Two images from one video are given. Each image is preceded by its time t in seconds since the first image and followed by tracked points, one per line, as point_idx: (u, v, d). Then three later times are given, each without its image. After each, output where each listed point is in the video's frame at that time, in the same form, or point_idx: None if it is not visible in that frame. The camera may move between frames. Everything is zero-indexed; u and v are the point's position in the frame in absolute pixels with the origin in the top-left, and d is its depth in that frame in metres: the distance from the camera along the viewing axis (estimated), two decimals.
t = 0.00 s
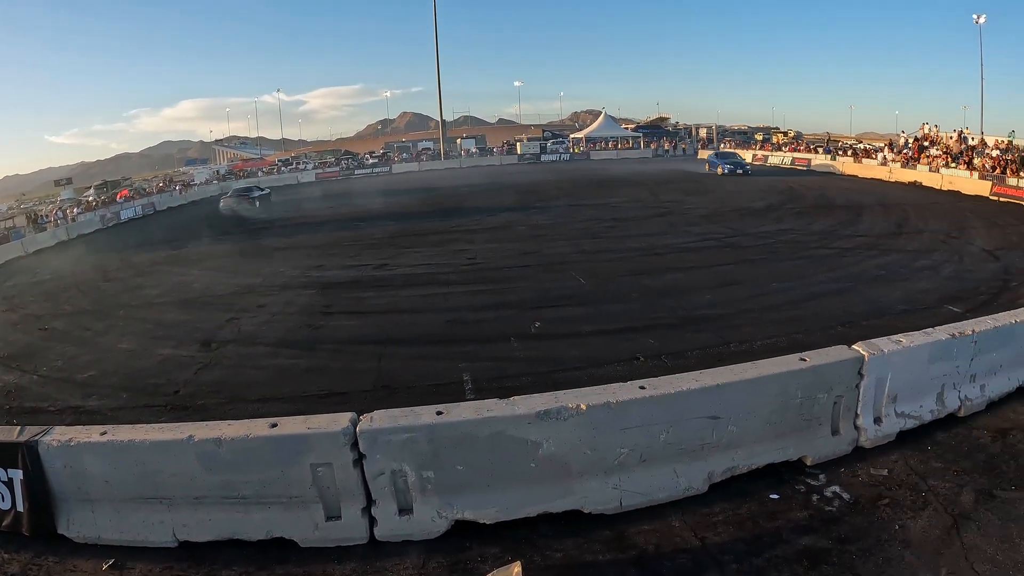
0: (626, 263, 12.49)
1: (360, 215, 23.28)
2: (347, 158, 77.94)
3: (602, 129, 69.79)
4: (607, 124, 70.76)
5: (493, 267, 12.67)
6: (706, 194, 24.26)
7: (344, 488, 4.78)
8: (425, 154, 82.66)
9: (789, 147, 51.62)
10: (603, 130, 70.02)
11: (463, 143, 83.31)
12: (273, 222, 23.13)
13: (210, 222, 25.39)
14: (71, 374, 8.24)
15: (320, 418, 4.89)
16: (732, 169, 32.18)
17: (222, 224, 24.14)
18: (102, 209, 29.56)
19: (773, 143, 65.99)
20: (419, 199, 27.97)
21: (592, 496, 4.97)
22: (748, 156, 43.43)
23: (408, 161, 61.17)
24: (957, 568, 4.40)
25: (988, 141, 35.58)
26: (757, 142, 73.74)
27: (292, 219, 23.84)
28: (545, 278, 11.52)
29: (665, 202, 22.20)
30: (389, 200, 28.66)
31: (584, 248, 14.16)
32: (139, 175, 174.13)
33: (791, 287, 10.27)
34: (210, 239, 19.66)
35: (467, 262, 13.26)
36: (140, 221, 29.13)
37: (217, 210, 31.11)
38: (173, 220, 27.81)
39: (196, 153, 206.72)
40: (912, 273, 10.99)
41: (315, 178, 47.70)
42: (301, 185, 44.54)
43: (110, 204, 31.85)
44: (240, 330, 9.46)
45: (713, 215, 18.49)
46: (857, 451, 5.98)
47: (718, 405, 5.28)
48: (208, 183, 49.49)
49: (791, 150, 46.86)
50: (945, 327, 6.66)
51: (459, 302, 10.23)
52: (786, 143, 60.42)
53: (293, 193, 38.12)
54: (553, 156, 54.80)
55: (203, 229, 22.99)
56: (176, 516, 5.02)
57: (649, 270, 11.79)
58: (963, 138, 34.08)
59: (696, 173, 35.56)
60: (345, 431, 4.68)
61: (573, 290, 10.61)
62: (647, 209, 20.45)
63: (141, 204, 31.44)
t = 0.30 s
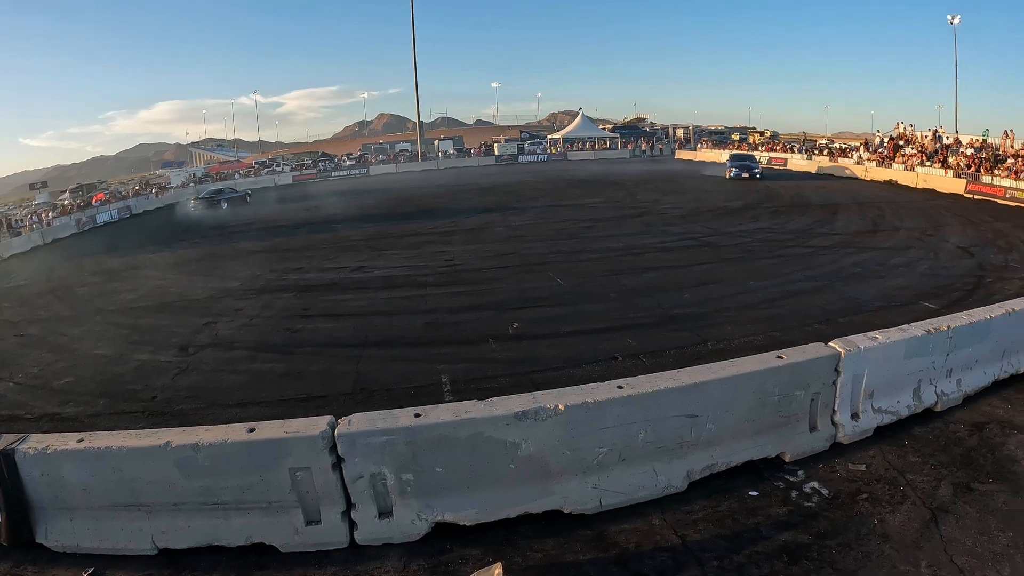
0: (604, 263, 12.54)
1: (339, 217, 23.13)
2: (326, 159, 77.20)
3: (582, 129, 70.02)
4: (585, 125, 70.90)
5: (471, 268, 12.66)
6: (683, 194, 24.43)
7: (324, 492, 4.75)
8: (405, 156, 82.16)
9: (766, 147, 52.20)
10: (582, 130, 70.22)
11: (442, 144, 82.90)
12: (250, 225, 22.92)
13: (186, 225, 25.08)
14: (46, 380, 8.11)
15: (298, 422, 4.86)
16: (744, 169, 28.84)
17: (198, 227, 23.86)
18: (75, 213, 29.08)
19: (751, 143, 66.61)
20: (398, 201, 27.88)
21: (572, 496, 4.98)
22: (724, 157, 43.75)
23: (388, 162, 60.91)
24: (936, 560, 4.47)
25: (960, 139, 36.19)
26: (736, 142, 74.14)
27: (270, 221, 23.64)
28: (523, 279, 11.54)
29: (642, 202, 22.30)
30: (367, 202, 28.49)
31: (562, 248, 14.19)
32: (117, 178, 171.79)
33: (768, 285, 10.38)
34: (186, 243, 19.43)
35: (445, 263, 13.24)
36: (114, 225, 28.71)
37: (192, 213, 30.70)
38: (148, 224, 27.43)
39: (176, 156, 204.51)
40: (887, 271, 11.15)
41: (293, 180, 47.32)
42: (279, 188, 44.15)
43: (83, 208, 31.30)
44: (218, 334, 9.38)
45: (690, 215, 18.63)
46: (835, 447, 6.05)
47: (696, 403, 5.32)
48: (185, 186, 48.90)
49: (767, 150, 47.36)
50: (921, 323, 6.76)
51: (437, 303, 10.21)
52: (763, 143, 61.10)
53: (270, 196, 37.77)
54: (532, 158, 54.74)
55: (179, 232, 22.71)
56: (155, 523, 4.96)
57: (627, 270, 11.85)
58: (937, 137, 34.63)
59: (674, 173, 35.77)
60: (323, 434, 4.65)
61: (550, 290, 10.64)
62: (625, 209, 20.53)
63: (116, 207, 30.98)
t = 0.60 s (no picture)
0: (586, 262, 12.58)
1: (321, 219, 22.99)
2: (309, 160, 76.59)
3: (563, 129, 70.08)
4: (567, 125, 70.90)
5: (453, 269, 12.64)
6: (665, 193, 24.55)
7: (307, 495, 4.72)
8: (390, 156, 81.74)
9: (747, 146, 52.56)
10: (565, 130, 70.26)
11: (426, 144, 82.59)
12: (231, 227, 22.73)
13: (167, 228, 24.80)
14: (26, 386, 8.01)
15: (281, 425, 4.83)
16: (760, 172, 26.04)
17: (178, 230, 23.62)
18: (53, 216, 28.72)
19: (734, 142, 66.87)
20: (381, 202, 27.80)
21: (555, 496, 4.99)
22: (705, 156, 43.80)
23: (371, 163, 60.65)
24: (919, 555, 4.52)
25: (938, 138, 36.67)
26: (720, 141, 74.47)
27: (251, 223, 23.46)
28: (505, 279, 11.54)
29: (624, 202, 22.37)
30: (349, 203, 28.31)
31: (545, 248, 14.21)
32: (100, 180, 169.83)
33: (749, 283, 10.46)
34: (166, 245, 19.22)
35: (428, 264, 13.21)
36: (94, 228, 28.38)
37: (173, 216, 30.35)
38: (129, 227, 27.10)
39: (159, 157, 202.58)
40: (867, 268, 11.27)
41: (275, 181, 46.99)
42: (261, 189, 43.79)
43: (61, 210, 30.86)
44: (199, 337, 9.30)
45: (672, 214, 18.72)
46: (817, 444, 6.10)
47: (678, 402, 5.34)
48: (166, 188, 48.43)
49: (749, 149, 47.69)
50: (902, 319, 6.83)
51: (419, 304, 10.20)
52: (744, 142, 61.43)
53: (251, 198, 37.42)
54: (515, 158, 54.68)
55: (159, 235, 22.48)
56: (137, 529, 4.91)
57: (609, 269, 11.88)
58: (916, 136, 35.05)
59: (656, 172, 35.91)
60: (305, 437, 4.62)
61: (532, 290, 10.65)
62: (607, 209, 20.60)
63: (96, 210, 30.64)
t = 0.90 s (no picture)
0: (572, 263, 12.61)
1: (307, 221, 22.90)
2: (295, 162, 76.10)
3: (551, 129, 70.18)
4: (554, 125, 70.98)
5: (439, 270, 12.62)
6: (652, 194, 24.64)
7: (294, 498, 4.71)
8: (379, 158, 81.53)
9: (734, 147, 52.86)
10: (553, 131, 70.34)
11: (414, 145, 82.19)
12: (217, 229, 22.60)
13: (152, 230, 24.60)
14: (9, 390, 7.93)
15: (267, 428, 4.81)
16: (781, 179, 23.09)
17: (163, 232, 23.46)
18: (36, 218, 28.43)
19: (720, 143, 67.15)
20: (368, 203, 27.72)
21: (543, 496, 5.01)
22: (692, 157, 43.98)
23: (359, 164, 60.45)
24: (906, 551, 4.57)
25: (922, 138, 37.00)
26: (707, 142, 74.56)
27: (237, 225, 23.31)
28: (491, 280, 11.54)
29: (611, 202, 22.44)
30: (335, 205, 28.16)
31: (531, 250, 14.22)
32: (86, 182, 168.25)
33: (735, 283, 10.53)
34: (150, 248, 19.06)
35: (414, 266, 13.19)
36: (79, 230, 28.15)
37: (157, 218, 30.14)
38: (113, 230, 26.86)
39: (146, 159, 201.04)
40: (852, 268, 11.37)
41: (261, 183, 46.71)
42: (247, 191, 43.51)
43: (44, 213, 30.57)
44: (185, 340, 9.24)
45: (659, 215, 18.80)
46: (803, 443, 6.15)
47: (664, 402, 5.37)
48: (152, 190, 48.06)
49: (735, 150, 47.96)
50: (886, 318, 6.90)
51: (405, 306, 10.19)
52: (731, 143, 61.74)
53: (236, 199, 37.16)
54: (503, 159, 54.66)
55: (143, 237, 22.30)
56: (125, 534, 4.89)
57: (595, 270, 11.91)
58: (900, 137, 35.34)
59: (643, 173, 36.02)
60: (292, 440, 4.61)
61: (518, 291, 10.65)
62: (594, 209, 20.65)
63: (80, 212, 30.37)
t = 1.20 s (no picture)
0: (568, 264, 12.62)
1: (304, 221, 22.87)
2: (292, 162, 75.96)
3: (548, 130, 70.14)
4: (551, 125, 70.99)
5: (435, 271, 12.61)
6: (648, 194, 24.67)
7: (290, 499, 4.70)
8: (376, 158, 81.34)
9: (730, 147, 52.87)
10: (550, 131, 70.30)
11: (412, 146, 82.01)
12: (213, 230, 22.55)
13: (147, 231, 24.54)
14: (4, 391, 7.91)
15: (263, 429, 4.80)
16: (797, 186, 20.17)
17: (159, 232, 23.43)
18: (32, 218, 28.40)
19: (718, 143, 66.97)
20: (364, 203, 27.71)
21: (539, 497, 5.01)
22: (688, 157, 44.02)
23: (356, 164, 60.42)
24: (901, 551, 4.59)
25: (918, 139, 37.07)
26: (703, 142, 75.01)
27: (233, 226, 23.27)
28: (487, 281, 11.55)
29: (607, 203, 22.45)
30: (332, 205, 28.11)
31: (527, 250, 14.22)
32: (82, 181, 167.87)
33: (731, 283, 10.55)
34: (145, 248, 19.03)
35: (410, 266, 13.17)
36: (76, 230, 28.12)
37: (154, 218, 30.12)
38: (108, 230, 26.78)
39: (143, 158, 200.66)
40: (849, 268, 11.39)
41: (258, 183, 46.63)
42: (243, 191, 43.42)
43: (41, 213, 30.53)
44: (181, 340, 9.23)
45: (655, 215, 18.82)
46: (799, 442, 6.17)
47: (660, 402, 5.38)
48: (148, 190, 48.00)
49: (731, 150, 47.99)
50: (882, 318, 6.92)
51: (401, 306, 10.18)
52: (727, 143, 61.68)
53: (232, 200, 37.10)
54: (500, 159, 54.67)
55: (139, 238, 22.26)
56: (120, 535, 4.88)
57: (592, 271, 11.92)
58: (896, 137, 35.39)
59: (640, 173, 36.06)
60: (288, 441, 4.60)
61: (514, 292, 10.65)
62: (590, 210, 20.67)
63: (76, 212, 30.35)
